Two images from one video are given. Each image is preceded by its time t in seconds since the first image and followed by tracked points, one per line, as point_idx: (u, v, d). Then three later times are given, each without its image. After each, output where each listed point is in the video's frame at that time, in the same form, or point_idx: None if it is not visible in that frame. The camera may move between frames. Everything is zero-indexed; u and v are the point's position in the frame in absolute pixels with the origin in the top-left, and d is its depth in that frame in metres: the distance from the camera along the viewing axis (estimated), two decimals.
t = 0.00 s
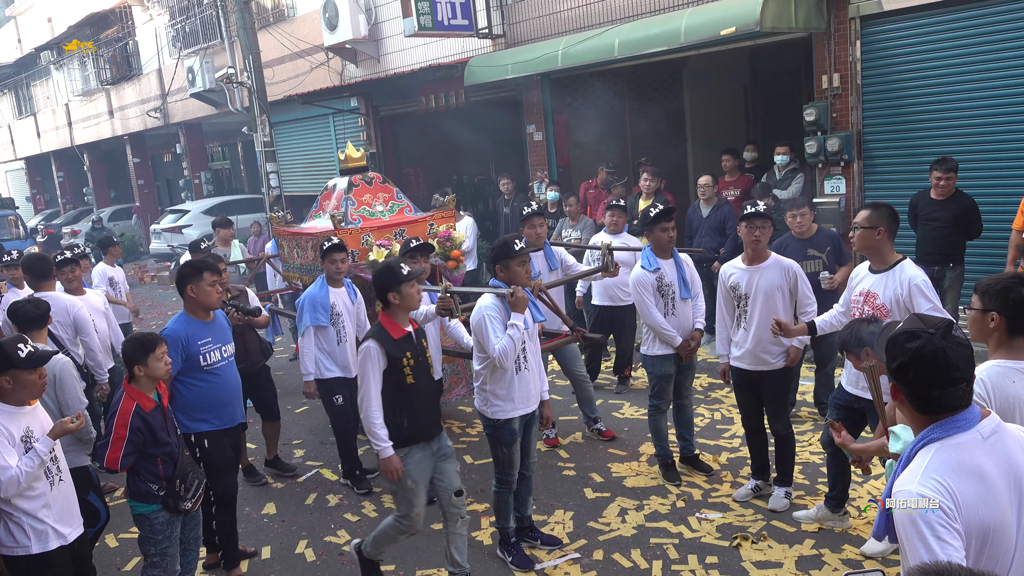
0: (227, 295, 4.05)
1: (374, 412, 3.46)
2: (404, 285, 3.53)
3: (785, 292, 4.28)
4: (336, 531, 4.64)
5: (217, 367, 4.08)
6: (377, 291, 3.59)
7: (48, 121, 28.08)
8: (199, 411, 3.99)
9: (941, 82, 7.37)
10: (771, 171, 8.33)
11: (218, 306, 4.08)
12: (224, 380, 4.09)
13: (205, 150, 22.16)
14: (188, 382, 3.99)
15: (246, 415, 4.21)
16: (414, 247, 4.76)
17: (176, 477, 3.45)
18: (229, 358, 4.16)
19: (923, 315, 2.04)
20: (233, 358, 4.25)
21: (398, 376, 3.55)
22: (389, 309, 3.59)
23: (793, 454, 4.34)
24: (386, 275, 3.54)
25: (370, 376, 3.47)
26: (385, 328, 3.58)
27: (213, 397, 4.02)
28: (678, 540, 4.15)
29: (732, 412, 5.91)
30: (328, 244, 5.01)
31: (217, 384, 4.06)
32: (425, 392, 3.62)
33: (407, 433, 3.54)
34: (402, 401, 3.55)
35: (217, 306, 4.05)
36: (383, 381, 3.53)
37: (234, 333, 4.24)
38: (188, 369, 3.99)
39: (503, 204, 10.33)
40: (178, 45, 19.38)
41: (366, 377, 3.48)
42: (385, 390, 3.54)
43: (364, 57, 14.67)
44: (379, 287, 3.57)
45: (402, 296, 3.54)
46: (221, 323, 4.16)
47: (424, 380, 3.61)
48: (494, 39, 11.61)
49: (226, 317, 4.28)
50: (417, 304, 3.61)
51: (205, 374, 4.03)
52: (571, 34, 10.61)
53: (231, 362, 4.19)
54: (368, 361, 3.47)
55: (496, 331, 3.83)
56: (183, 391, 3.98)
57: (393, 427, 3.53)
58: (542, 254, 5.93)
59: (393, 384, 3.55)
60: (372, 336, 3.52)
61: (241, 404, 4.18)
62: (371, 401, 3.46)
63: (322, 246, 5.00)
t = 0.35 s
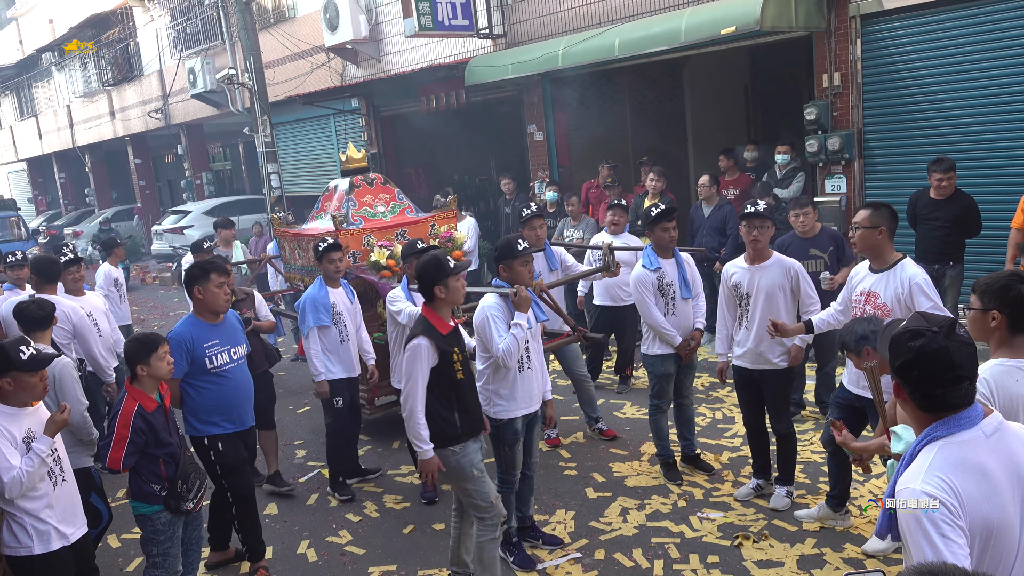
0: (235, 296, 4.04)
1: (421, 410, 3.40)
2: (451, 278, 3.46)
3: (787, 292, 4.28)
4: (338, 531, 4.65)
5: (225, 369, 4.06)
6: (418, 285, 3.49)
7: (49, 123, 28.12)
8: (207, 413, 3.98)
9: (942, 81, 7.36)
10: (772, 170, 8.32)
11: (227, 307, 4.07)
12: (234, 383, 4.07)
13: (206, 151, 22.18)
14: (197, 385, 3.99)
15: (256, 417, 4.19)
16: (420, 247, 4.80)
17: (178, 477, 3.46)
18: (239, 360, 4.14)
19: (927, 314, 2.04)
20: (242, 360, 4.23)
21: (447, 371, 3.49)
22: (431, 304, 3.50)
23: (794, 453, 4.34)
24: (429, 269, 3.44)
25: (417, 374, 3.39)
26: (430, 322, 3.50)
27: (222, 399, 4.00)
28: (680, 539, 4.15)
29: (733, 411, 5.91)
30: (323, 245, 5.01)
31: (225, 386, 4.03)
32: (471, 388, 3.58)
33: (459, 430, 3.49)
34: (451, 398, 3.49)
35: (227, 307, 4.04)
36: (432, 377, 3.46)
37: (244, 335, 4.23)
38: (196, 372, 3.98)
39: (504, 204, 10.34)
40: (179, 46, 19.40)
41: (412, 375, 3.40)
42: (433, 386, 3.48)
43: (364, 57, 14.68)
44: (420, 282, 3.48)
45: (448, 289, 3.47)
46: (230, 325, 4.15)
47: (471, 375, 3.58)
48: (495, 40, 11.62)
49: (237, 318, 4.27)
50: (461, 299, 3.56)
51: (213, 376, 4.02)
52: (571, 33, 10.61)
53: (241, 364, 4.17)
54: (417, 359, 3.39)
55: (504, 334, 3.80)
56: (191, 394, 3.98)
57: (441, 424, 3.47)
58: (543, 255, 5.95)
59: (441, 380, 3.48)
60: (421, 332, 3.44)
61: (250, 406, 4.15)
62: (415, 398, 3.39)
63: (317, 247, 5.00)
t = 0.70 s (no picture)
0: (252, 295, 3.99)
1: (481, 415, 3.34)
2: (507, 278, 3.41)
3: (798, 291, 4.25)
4: (348, 532, 4.67)
5: (241, 372, 3.98)
6: (471, 286, 3.42)
7: (60, 126, 28.32)
8: (224, 416, 3.92)
9: (952, 80, 7.33)
10: (781, 170, 8.30)
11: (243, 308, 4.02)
12: (250, 385, 3.99)
13: (216, 153, 22.29)
14: (213, 387, 3.93)
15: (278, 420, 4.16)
16: (433, 246, 4.70)
17: (189, 478, 3.48)
18: (256, 362, 4.06)
19: (937, 313, 2.04)
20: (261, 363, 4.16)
21: (506, 374, 3.46)
22: (484, 304, 3.43)
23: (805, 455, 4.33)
24: (485, 269, 3.37)
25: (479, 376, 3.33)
26: (486, 323, 3.42)
27: (238, 403, 3.94)
28: (689, 540, 4.15)
29: (743, 412, 5.89)
30: (321, 249, 4.99)
31: (240, 389, 3.96)
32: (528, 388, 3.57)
33: (518, 433, 3.45)
34: (508, 401, 3.46)
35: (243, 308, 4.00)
36: (493, 380, 3.42)
37: (264, 336, 4.17)
38: (211, 374, 3.92)
39: (512, 205, 10.34)
40: (189, 49, 19.52)
41: (471, 378, 3.33)
42: (492, 389, 3.43)
43: (373, 59, 14.72)
44: (474, 282, 3.40)
45: (503, 291, 3.41)
46: (248, 325, 4.09)
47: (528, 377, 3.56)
48: (503, 41, 11.63)
49: (256, 319, 4.20)
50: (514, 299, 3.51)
51: (229, 379, 3.95)
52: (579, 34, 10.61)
53: (259, 366, 4.08)
54: (481, 362, 3.33)
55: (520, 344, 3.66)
56: (209, 397, 3.92)
57: (502, 428, 3.42)
58: (552, 255, 5.93)
59: (499, 383, 3.44)
60: (485, 335, 3.36)
61: (269, 409, 4.08)
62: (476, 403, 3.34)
63: (314, 251, 4.96)
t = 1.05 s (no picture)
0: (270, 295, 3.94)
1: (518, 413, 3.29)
2: (542, 274, 3.36)
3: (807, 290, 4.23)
4: (356, 529, 4.69)
5: (256, 373, 3.92)
6: (506, 280, 3.35)
7: (71, 125, 28.48)
8: (237, 416, 3.89)
9: (962, 76, 7.29)
10: (790, 168, 8.26)
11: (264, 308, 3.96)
12: (265, 387, 3.93)
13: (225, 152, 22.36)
14: (228, 387, 3.89)
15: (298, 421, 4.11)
16: (443, 245, 4.87)
17: (199, 476, 3.50)
18: (273, 364, 3.99)
19: (943, 310, 2.01)
20: (281, 364, 4.08)
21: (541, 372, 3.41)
22: (519, 300, 3.38)
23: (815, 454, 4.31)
24: (522, 264, 3.32)
25: (516, 374, 3.26)
26: (519, 319, 3.37)
27: (252, 404, 3.89)
28: (699, 539, 4.14)
29: (752, 410, 5.88)
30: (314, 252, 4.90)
31: (254, 391, 3.90)
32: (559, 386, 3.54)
33: (551, 430, 3.45)
34: (543, 400, 3.43)
35: (262, 309, 3.94)
36: (531, 378, 3.36)
37: (285, 337, 4.11)
38: (227, 374, 3.88)
39: (521, 203, 10.34)
40: (199, 48, 19.60)
41: (506, 375, 3.26)
42: (529, 386, 3.38)
43: (381, 57, 14.74)
44: (510, 277, 3.33)
45: (538, 286, 3.36)
46: (268, 326, 4.02)
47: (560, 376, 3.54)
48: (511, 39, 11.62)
49: (278, 319, 4.13)
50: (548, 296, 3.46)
51: (244, 379, 3.89)
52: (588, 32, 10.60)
53: (276, 368, 4.02)
54: (519, 359, 3.26)
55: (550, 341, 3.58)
56: (226, 397, 3.89)
57: (538, 425, 3.40)
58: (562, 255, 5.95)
59: (534, 382, 3.38)
60: (524, 331, 3.30)
61: (286, 411, 4.01)
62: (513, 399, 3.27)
63: (308, 255, 4.89)
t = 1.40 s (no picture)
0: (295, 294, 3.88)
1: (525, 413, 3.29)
2: (554, 273, 3.37)
3: (806, 289, 4.23)
4: (357, 529, 4.69)
5: (278, 370, 3.89)
6: (520, 277, 3.34)
7: (72, 124, 28.50)
8: (261, 414, 3.88)
9: (963, 76, 7.29)
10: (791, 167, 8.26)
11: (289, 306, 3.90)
12: (287, 385, 3.89)
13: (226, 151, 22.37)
14: (252, 384, 3.87)
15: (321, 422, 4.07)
16: (443, 245, 4.87)
17: (199, 475, 3.50)
18: (296, 362, 3.95)
19: (936, 310, 2.02)
20: (307, 362, 4.03)
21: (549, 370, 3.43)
22: (530, 298, 3.38)
23: (815, 454, 4.31)
24: (535, 261, 3.32)
25: (526, 371, 3.27)
26: (529, 316, 3.38)
27: (275, 402, 3.86)
28: (699, 538, 4.14)
29: (753, 410, 5.88)
30: (304, 256, 4.87)
31: (278, 389, 3.87)
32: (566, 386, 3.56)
33: (559, 429, 3.46)
34: (551, 397, 3.44)
35: (287, 308, 3.88)
36: (540, 375, 3.38)
37: (310, 335, 4.05)
38: (250, 371, 3.85)
39: (521, 203, 10.34)
40: (200, 47, 19.62)
41: (516, 372, 3.27)
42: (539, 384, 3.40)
43: (382, 56, 14.74)
44: (524, 274, 3.33)
45: (550, 284, 3.38)
46: (293, 324, 3.97)
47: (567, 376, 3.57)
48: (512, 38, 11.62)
49: (305, 316, 4.08)
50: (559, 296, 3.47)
51: (267, 377, 3.87)
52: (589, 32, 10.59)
53: (300, 367, 3.97)
54: (530, 356, 3.26)
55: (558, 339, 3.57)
56: (249, 394, 3.88)
57: (545, 423, 3.40)
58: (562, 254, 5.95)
59: (545, 379, 3.41)
60: (535, 329, 3.30)
61: (308, 410, 3.97)
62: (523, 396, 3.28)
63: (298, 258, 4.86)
